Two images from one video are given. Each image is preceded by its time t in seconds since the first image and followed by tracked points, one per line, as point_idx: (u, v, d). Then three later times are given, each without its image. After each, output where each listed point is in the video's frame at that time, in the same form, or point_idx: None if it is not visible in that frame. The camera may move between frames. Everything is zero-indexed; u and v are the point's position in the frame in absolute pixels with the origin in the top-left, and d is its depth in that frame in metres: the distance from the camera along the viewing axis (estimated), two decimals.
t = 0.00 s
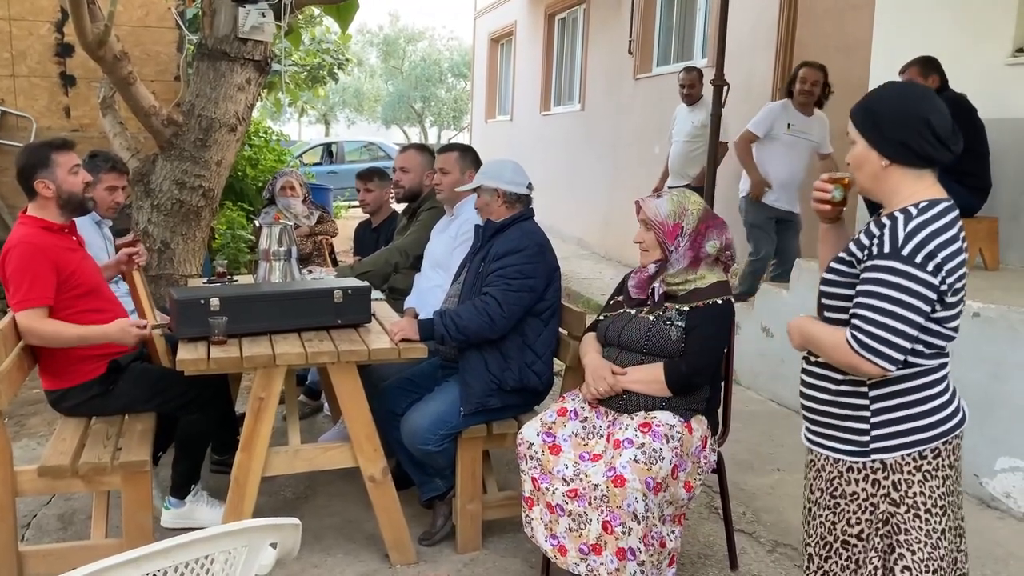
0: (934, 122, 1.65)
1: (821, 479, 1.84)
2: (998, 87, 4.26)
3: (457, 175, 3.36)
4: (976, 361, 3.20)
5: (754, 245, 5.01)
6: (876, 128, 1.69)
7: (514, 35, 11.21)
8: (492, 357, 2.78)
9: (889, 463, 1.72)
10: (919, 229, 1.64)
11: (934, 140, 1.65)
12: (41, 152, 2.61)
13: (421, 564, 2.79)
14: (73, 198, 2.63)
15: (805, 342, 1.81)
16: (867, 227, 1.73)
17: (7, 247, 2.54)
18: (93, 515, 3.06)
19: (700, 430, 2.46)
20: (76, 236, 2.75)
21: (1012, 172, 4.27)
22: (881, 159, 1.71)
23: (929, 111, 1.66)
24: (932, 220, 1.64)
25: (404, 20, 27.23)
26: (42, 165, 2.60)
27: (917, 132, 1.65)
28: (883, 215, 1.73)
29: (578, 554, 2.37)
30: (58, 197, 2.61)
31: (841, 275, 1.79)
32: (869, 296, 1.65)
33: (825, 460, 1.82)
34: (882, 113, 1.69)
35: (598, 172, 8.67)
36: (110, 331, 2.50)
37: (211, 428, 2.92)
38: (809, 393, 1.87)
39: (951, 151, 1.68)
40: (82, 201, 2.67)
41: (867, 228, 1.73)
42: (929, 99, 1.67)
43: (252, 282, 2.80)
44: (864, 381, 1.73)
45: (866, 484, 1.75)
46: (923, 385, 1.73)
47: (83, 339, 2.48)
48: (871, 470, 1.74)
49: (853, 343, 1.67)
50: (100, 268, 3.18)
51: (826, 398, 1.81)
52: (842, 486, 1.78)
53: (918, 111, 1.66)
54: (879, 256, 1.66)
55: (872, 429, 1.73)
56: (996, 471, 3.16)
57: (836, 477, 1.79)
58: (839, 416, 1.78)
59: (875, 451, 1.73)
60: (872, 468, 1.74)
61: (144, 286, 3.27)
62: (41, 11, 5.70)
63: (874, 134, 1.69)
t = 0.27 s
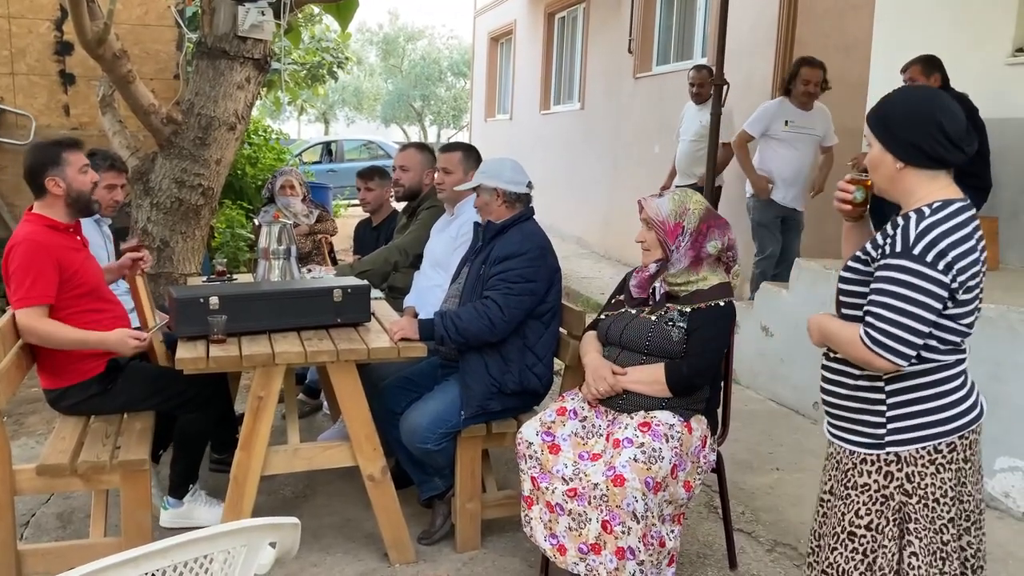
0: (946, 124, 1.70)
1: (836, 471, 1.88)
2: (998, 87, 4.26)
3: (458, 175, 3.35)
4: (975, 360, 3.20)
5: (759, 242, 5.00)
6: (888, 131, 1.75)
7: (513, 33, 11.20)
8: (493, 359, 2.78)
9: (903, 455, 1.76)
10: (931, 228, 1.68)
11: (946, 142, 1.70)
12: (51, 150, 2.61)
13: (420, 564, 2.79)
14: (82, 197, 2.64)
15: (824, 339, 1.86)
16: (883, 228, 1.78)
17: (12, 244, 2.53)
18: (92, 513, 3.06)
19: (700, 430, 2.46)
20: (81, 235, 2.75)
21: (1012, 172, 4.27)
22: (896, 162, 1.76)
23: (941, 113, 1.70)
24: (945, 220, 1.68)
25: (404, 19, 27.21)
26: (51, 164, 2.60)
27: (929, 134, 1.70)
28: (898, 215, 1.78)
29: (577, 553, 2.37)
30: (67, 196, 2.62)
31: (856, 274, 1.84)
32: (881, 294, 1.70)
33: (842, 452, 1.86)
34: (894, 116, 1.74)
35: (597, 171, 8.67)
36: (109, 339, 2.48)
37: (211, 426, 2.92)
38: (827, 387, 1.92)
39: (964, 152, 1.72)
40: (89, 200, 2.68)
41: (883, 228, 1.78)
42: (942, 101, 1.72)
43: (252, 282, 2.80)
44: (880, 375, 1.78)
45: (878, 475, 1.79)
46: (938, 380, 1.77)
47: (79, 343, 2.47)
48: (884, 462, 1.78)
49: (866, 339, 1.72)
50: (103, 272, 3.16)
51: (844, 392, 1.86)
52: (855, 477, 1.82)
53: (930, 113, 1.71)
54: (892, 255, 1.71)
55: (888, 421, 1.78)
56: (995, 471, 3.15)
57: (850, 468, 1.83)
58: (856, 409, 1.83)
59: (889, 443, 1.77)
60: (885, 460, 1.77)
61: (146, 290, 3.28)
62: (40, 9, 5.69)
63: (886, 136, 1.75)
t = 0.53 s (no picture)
0: (952, 125, 1.70)
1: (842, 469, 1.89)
2: (998, 87, 4.26)
3: (458, 175, 3.35)
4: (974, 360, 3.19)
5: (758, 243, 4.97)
6: (894, 133, 1.76)
7: (513, 33, 11.20)
8: (493, 364, 2.78)
9: (910, 453, 1.77)
10: (937, 226, 1.69)
11: (952, 142, 1.71)
12: (62, 151, 2.61)
13: (419, 563, 2.79)
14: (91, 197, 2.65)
15: (832, 338, 1.86)
16: (891, 226, 1.79)
17: (19, 242, 2.53)
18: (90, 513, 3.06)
19: (698, 430, 2.47)
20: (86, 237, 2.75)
21: (1011, 171, 4.27)
22: (902, 163, 1.76)
23: (946, 115, 1.71)
24: (951, 219, 1.69)
25: (403, 18, 27.22)
26: (62, 164, 2.60)
27: (935, 135, 1.71)
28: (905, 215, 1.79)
29: (576, 553, 2.38)
30: (78, 196, 2.63)
31: (864, 272, 1.85)
32: (886, 291, 1.71)
33: (849, 450, 1.87)
34: (900, 119, 1.75)
35: (596, 171, 8.67)
36: (114, 346, 2.49)
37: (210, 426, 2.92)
38: (835, 384, 1.93)
39: (971, 153, 1.73)
40: (98, 200, 2.69)
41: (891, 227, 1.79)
42: (946, 103, 1.73)
43: (251, 282, 2.81)
44: (889, 372, 1.79)
45: (884, 473, 1.80)
46: (946, 379, 1.78)
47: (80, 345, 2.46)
48: (890, 459, 1.79)
49: (872, 336, 1.73)
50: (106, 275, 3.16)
51: (852, 390, 1.87)
52: (860, 475, 1.83)
53: (935, 114, 1.71)
54: (898, 252, 1.72)
55: (895, 419, 1.79)
56: (994, 471, 3.16)
57: (856, 465, 1.84)
58: (864, 406, 1.84)
59: (896, 441, 1.78)
60: (891, 457, 1.79)
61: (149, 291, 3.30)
62: (39, 8, 5.69)
63: (893, 139, 1.76)
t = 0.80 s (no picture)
0: (951, 125, 1.71)
1: (846, 468, 1.89)
2: (995, 87, 4.26)
3: (455, 175, 3.35)
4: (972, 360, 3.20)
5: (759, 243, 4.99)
6: (894, 133, 1.76)
7: (511, 33, 11.21)
8: (492, 365, 2.78)
9: (912, 451, 1.78)
10: (939, 225, 1.69)
11: (952, 142, 1.71)
12: (70, 150, 2.63)
13: (417, 564, 2.79)
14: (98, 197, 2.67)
15: (832, 337, 1.86)
16: (892, 225, 1.79)
17: (24, 240, 2.53)
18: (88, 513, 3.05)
19: (696, 430, 2.46)
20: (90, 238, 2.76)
21: (1009, 171, 4.27)
22: (903, 162, 1.76)
23: (945, 115, 1.71)
24: (953, 217, 1.69)
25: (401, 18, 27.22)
26: (71, 163, 2.63)
27: (934, 135, 1.71)
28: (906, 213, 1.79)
29: (575, 553, 2.37)
30: (84, 196, 2.64)
31: (864, 270, 1.85)
32: (888, 289, 1.71)
33: (852, 449, 1.87)
34: (899, 119, 1.75)
35: (595, 171, 8.68)
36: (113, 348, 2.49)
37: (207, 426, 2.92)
38: (835, 383, 1.93)
39: (970, 152, 1.73)
40: (104, 199, 2.70)
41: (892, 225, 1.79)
42: (945, 103, 1.73)
43: (250, 281, 2.80)
44: (890, 369, 1.79)
45: (889, 472, 1.80)
46: (946, 377, 1.78)
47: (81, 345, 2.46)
48: (894, 458, 1.79)
49: (873, 334, 1.73)
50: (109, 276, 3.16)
51: (854, 389, 1.86)
52: (865, 474, 1.83)
53: (933, 114, 1.72)
54: (900, 250, 1.72)
55: (898, 417, 1.79)
56: (991, 471, 3.16)
57: (860, 465, 1.84)
58: (866, 405, 1.84)
59: (899, 439, 1.78)
60: (895, 456, 1.79)
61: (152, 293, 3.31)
62: (37, 7, 5.68)
63: (892, 139, 1.76)
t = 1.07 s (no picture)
0: (949, 125, 1.71)
1: (846, 468, 1.89)
2: (993, 88, 4.26)
3: (452, 174, 3.35)
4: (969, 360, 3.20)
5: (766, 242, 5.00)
6: (892, 133, 1.76)
7: (510, 34, 11.21)
8: (490, 364, 2.78)
9: (914, 449, 1.78)
10: (939, 223, 1.69)
11: (950, 142, 1.71)
12: (78, 151, 2.65)
13: (415, 564, 2.78)
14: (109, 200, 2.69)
15: (832, 337, 1.87)
16: (891, 224, 1.79)
17: (31, 237, 2.52)
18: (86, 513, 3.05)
19: (694, 430, 2.46)
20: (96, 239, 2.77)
21: (1007, 171, 4.28)
22: (899, 162, 1.77)
23: (943, 114, 1.72)
24: (953, 216, 1.70)
25: (400, 18, 27.22)
26: (83, 165, 2.64)
27: (932, 135, 1.71)
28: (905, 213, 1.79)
29: (573, 553, 2.37)
30: (94, 197, 2.66)
31: (864, 270, 1.85)
32: (889, 288, 1.71)
33: (852, 449, 1.87)
34: (896, 119, 1.75)
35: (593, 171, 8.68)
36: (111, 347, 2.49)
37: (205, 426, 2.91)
38: (836, 383, 1.93)
39: (968, 152, 1.73)
40: (114, 202, 2.73)
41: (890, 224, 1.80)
42: (942, 103, 1.73)
43: (249, 281, 2.80)
44: (892, 369, 1.78)
45: (890, 470, 1.80)
46: (946, 376, 1.78)
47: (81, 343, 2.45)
48: (895, 457, 1.79)
49: (875, 333, 1.73)
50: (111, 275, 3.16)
51: (854, 388, 1.87)
52: (866, 473, 1.83)
53: (931, 114, 1.72)
54: (901, 249, 1.72)
55: (898, 416, 1.79)
56: (989, 471, 3.16)
57: (861, 464, 1.84)
58: (867, 405, 1.84)
59: (900, 438, 1.78)
60: (896, 455, 1.79)
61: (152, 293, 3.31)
62: (35, 7, 5.67)
63: (891, 139, 1.76)
